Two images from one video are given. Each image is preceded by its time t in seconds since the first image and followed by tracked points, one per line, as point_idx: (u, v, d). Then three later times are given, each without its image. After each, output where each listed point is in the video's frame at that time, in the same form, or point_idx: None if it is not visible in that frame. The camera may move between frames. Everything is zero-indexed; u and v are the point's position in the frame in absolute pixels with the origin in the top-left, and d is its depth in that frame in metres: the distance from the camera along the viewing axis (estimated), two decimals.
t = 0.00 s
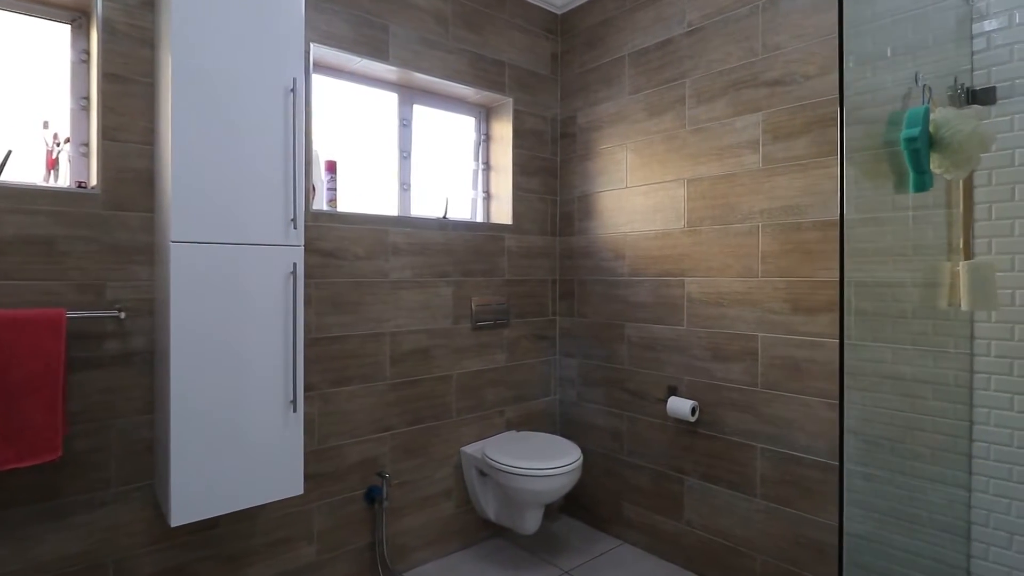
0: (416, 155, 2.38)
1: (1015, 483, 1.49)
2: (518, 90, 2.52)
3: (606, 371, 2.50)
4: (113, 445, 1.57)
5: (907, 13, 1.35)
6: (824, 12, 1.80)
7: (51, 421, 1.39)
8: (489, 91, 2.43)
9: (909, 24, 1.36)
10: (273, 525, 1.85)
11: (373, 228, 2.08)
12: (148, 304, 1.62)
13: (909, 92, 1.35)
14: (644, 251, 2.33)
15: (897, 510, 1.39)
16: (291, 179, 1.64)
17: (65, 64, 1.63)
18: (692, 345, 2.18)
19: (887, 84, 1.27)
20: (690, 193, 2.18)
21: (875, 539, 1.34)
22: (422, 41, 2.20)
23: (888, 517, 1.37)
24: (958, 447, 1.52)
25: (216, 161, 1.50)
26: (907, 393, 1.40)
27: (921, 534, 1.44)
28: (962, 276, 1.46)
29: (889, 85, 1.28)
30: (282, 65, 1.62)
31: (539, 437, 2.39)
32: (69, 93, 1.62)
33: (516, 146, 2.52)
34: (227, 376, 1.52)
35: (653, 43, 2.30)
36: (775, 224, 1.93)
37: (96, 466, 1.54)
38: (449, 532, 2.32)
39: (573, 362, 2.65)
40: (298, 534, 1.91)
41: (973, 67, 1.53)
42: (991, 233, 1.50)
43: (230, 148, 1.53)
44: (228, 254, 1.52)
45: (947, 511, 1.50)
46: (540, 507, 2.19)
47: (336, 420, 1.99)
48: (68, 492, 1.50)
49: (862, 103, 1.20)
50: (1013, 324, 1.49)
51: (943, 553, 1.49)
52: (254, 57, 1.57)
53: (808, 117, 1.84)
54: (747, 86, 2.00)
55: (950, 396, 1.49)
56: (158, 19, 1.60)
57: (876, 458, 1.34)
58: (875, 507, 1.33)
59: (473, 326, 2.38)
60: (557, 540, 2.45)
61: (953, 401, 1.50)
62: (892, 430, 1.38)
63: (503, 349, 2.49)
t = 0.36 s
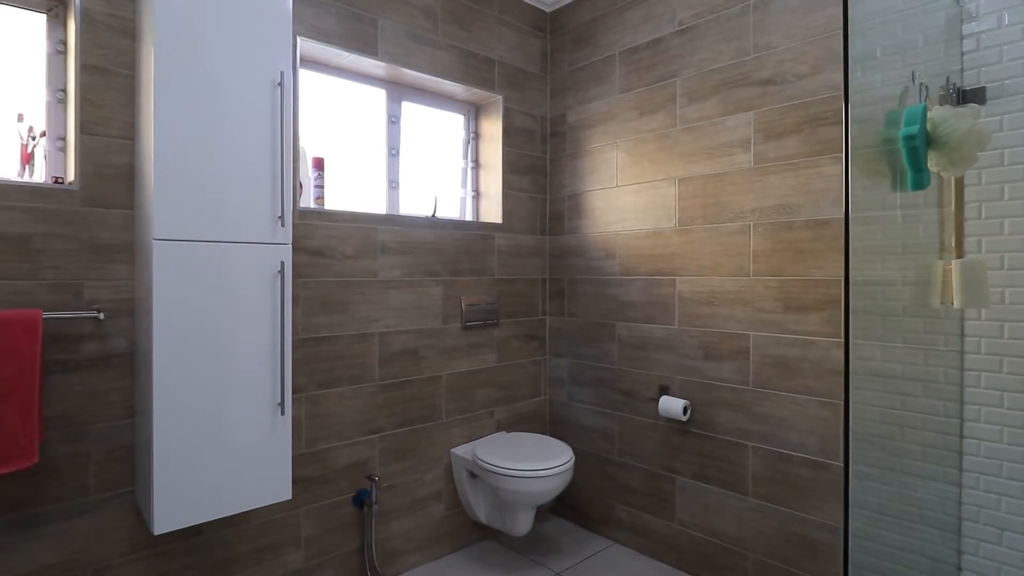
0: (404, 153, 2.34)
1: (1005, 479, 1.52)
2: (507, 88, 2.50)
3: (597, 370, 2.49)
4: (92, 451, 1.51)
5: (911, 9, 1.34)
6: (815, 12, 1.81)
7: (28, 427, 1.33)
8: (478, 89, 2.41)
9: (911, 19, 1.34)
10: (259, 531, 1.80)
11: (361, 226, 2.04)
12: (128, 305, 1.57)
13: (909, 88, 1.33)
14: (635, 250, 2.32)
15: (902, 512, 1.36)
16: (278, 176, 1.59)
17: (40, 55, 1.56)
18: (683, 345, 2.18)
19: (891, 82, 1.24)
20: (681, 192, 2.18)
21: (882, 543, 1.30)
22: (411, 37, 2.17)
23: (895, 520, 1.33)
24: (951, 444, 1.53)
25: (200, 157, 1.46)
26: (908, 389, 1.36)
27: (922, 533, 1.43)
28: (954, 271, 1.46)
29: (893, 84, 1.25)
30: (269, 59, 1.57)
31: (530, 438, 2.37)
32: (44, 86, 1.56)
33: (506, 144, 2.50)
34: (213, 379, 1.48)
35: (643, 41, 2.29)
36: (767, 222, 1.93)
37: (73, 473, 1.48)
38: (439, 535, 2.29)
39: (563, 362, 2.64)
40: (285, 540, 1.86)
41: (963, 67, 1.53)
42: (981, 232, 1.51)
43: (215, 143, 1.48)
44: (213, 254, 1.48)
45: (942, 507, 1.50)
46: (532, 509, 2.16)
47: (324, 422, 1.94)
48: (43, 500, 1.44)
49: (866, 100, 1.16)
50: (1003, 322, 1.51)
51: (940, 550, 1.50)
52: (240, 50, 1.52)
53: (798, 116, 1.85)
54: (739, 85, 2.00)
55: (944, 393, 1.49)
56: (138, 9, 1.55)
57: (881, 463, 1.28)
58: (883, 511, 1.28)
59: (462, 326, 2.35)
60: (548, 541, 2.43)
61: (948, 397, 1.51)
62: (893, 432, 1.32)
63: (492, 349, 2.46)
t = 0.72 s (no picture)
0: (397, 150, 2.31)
1: (999, 475, 1.53)
2: (501, 85, 2.48)
3: (591, 370, 2.48)
4: (78, 454, 1.47)
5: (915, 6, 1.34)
6: (811, 11, 1.81)
7: (11, 429, 1.28)
8: (472, 85, 2.39)
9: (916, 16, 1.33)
10: (250, 534, 1.77)
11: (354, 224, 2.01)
12: (115, 303, 1.52)
13: (911, 85, 1.33)
14: (629, 248, 2.32)
15: (903, 511, 1.35)
16: (271, 171, 1.56)
17: (23, 46, 1.51)
18: (678, 343, 2.17)
19: (894, 77, 1.23)
20: (676, 190, 2.17)
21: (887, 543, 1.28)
22: (404, 32, 2.14)
23: (898, 520, 1.32)
24: (947, 439, 1.54)
25: (190, 152, 1.42)
26: (910, 386, 1.36)
27: (921, 531, 1.43)
28: (950, 268, 1.48)
29: (896, 79, 1.24)
30: (261, 52, 1.54)
31: (524, 438, 2.35)
32: (27, 77, 1.51)
33: (500, 141, 2.48)
34: (203, 378, 1.44)
35: (638, 39, 2.28)
36: (762, 220, 1.93)
37: (57, 477, 1.44)
38: (433, 537, 2.26)
39: (557, 361, 2.62)
40: (276, 543, 1.83)
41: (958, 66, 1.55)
42: (975, 229, 1.54)
43: (205, 137, 1.44)
44: (203, 250, 1.44)
45: (939, 503, 1.51)
46: (527, 510, 2.14)
47: (316, 423, 1.91)
48: (26, 505, 1.40)
49: (874, 92, 1.14)
50: (997, 319, 1.53)
51: (936, 546, 1.50)
52: (230, 41, 1.48)
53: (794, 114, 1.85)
54: (733, 83, 2.00)
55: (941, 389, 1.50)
56: None
57: (886, 462, 1.27)
58: (887, 510, 1.27)
59: (456, 325, 2.32)
60: (542, 542, 2.42)
61: (945, 393, 1.51)
62: (895, 430, 1.30)
63: (486, 348, 2.44)
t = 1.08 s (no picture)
0: (392, 149, 2.29)
1: (995, 474, 1.54)
2: (496, 83, 2.47)
3: (588, 369, 2.47)
4: (68, 456, 1.44)
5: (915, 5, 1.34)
6: (807, 10, 1.81)
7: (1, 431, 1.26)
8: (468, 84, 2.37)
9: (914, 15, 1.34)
10: (244, 537, 1.74)
11: (349, 222, 1.99)
12: (107, 303, 1.50)
13: (910, 83, 1.33)
14: (626, 247, 2.31)
15: (903, 510, 1.35)
16: (265, 169, 1.54)
17: (10, 40, 1.48)
18: (675, 343, 2.17)
19: (895, 75, 1.23)
20: (672, 189, 2.17)
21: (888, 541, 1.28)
22: (399, 30, 2.12)
23: (897, 519, 1.32)
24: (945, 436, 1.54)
25: (184, 149, 1.40)
26: (909, 383, 1.37)
27: (920, 530, 1.43)
28: (948, 268, 1.46)
29: (897, 78, 1.24)
30: (254, 49, 1.52)
31: (521, 438, 2.34)
32: (15, 72, 1.48)
33: (495, 140, 2.47)
34: (196, 378, 1.42)
35: (634, 38, 2.28)
36: (758, 219, 1.93)
37: (47, 480, 1.41)
38: (429, 538, 2.24)
39: (553, 361, 2.61)
40: (271, 546, 1.80)
41: (954, 65, 1.55)
42: (971, 228, 1.55)
43: (197, 135, 1.42)
44: (196, 250, 1.42)
45: (938, 500, 1.52)
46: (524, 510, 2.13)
47: (311, 424, 1.89)
48: (15, 509, 1.37)
49: (876, 91, 1.14)
50: (993, 318, 1.54)
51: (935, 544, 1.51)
52: (223, 37, 1.46)
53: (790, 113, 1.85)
54: (729, 82, 2.00)
55: (939, 386, 1.50)
56: None
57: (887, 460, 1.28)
58: (887, 509, 1.27)
59: (452, 325, 2.31)
60: (539, 543, 2.41)
61: (943, 391, 1.52)
62: (895, 429, 1.30)
63: (482, 348, 2.43)
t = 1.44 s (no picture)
0: (389, 148, 2.29)
1: (993, 473, 1.55)
2: (493, 83, 2.46)
3: (585, 369, 2.47)
4: (61, 458, 1.43)
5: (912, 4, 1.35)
6: (805, 10, 1.81)
7: None
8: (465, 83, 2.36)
9: (911, 15, 1.35)
10: (240, 538, 1.73)
11: (346, 222, 1.97)
12: (101, 303, 1.48)
13: (909, 83, 1.33)
14: (623, 247, 2.31)
15: (901, 509, 1.36)
16: (261, 170, 1.53)
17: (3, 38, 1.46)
18: (672, 343, 2.17)
19: (893, 75, 1.23)
20: (669, 189, 2.17)
21: (887, 541, 1.29)
22: (396, 29, 2.11)
23: (896, 518, 1.33)
24: (942, 435, 1.55)
25: (179, 149, 1.38)
26: (907, 382, 1.37)
27: (918, 530, 1.44)
28: (946, 268, 1.46)
29: (895, 78, 1.24)
30: (250, 48, 1.51)
31: (518, 438, 2.34)
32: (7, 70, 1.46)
33: (492, 140, 2.46)
34: (191, 379, 1.41)
35: (631, 37, 2.28)
36: (756, 219, 1.93)
37: (40, 482, 1.40)
38: (425, 539, 2.23)
39: (550, 361, 2.61)
40: (267, 548, 1.79)
41: (952, 66, 1.56)
42: (969, 229, 1.56)
43: (193, 134, 1.41)
44: (192, 250, 1.40)
45: (937, 499, 1.52)
46: (521, 511, 2.12)
47: (307, 425, 1.88)
48: (7, 511, 1.35)
49: (874, 91, 1.14)
50: (990, 318, 1.55)
51: (933, 544, 1.51)
52: (219, 36, 1.45)
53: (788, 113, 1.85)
54: (727, 82, 2.00)
55: (936, 385, 1.51)
56: None
57: (886, 459, 1.28)
58: (886, 509, 1.28)
59: (449, 325, 2.30)
60: (535, 543, 2.40)
61: (940, 390, 1.53)
62: (894, 429, 1.31)
63: (479, 349, 2.42)
